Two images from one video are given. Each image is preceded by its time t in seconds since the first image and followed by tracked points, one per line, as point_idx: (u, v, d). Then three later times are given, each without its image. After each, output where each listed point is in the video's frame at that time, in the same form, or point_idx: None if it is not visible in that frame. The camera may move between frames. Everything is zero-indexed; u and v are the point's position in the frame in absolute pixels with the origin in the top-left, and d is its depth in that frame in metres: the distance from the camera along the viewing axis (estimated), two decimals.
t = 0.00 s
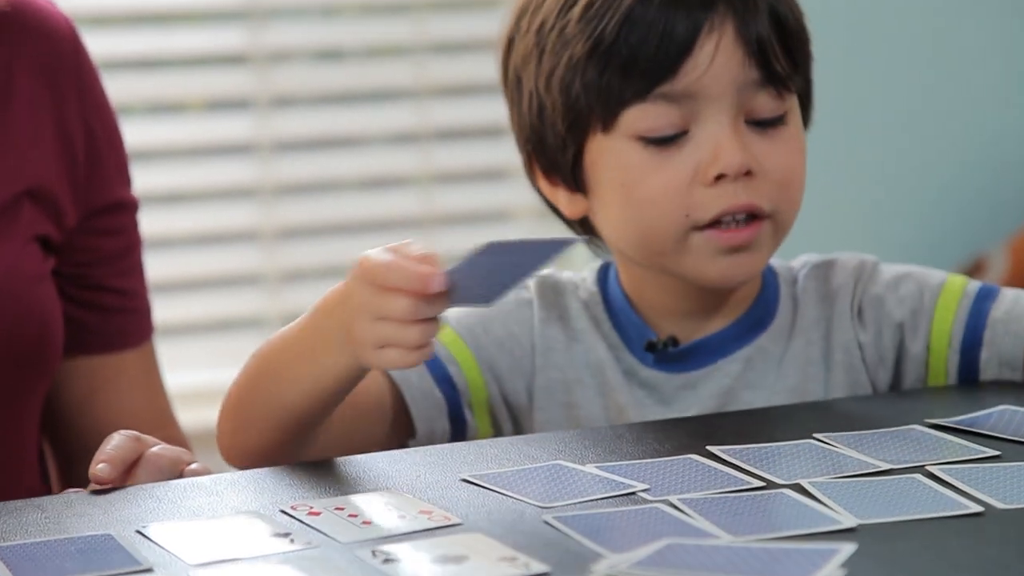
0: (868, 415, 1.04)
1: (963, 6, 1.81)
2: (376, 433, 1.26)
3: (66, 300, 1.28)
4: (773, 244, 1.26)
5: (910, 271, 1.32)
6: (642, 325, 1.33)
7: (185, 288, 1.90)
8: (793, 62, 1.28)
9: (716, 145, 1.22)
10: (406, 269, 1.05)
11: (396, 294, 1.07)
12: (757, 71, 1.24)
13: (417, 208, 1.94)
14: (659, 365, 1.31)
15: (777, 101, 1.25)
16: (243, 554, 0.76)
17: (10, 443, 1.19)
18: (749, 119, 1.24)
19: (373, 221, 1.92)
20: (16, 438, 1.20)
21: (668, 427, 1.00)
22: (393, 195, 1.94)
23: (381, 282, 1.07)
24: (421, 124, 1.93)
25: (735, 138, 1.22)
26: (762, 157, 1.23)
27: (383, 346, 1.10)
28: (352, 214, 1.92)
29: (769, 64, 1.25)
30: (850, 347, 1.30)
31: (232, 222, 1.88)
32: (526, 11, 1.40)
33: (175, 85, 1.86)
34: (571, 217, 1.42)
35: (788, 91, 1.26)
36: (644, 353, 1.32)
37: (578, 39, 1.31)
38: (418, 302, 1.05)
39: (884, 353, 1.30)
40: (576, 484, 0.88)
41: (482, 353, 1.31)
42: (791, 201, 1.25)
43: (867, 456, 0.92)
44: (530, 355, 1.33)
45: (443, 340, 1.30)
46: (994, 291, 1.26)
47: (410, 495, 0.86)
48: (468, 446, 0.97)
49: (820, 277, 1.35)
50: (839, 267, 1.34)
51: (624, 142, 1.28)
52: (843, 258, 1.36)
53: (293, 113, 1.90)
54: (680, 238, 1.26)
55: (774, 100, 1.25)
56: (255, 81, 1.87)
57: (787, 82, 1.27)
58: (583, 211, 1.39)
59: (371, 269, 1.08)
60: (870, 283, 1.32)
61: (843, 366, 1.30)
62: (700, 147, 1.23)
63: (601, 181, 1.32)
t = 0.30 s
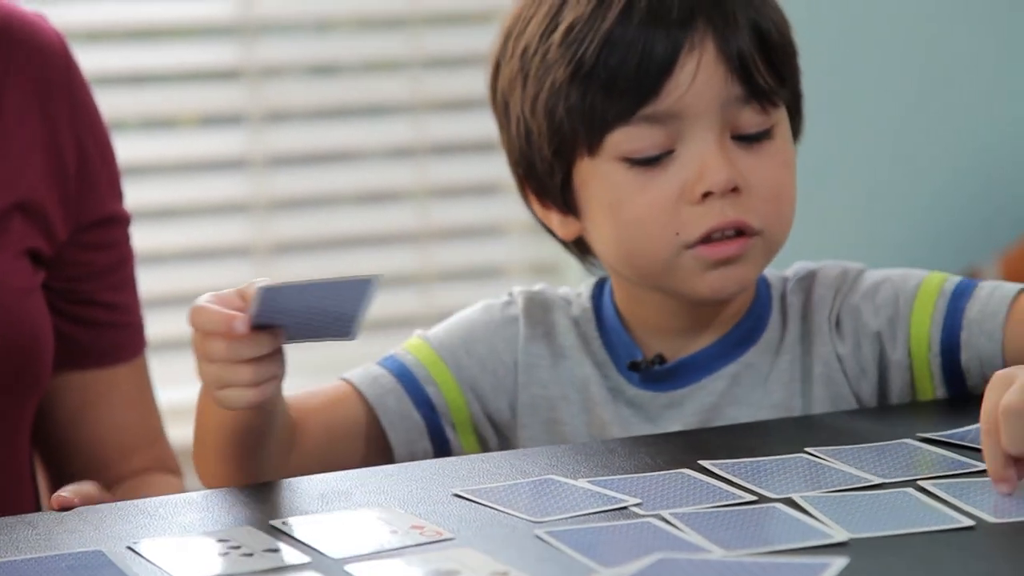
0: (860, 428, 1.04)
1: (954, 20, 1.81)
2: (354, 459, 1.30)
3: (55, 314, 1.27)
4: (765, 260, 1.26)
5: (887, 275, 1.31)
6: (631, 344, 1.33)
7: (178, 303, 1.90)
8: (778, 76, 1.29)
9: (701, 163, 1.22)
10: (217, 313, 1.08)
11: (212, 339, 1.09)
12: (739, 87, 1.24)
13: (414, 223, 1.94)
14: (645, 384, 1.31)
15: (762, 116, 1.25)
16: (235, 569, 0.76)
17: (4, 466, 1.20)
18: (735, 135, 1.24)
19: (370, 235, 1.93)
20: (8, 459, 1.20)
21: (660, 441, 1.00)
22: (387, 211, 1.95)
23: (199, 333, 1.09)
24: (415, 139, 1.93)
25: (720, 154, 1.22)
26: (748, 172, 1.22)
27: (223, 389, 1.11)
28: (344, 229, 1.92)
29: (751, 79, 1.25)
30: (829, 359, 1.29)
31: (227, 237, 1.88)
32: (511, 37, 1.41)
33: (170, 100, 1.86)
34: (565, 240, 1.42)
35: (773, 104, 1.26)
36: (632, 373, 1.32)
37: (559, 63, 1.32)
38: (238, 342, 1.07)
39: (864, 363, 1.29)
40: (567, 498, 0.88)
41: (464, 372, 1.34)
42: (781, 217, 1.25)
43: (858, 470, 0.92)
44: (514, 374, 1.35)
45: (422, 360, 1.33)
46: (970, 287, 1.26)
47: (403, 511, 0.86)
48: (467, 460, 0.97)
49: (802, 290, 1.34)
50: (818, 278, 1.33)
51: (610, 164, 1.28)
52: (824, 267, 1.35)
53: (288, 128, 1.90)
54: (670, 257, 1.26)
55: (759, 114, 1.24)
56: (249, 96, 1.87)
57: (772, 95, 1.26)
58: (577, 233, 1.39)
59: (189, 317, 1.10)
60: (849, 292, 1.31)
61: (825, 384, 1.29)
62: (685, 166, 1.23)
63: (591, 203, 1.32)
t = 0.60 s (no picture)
0: (840, 439, 1.04)
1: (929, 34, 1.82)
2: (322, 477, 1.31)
3: (32, 330, 1.27)
4: (724, 274, 1.25)
5: (857, 282, 1.31)
6: (603, 356, 1.34)
7: (155, 314, 1.89)
8: (733, 90, 1.28)
9: (654, 179, 1.21)
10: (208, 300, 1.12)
11: (207, 326, 1.13)
12: (693, 102, 1.24)
13: (388, 233, 1.94)
14: (617, 397, 1.32)
15: (718, 130, 1.24)
16: None
17: None
18: (690, 150, 1.23)
19: (346, 246, 1.92)
20: None
21: (641, 451, 1.00)
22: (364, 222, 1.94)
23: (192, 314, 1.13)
24: (392, 150, 1.93)
25: (673, 169, 1.21)
26: (703, 187, 1.22)
27: (218, 380, 1.14)
28: (322, 241, 1.92)
29: (705, 94, 1.24)
30: (797, 367, 1.29)
31: (204, 248, 1.88)
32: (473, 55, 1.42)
33: (146, 111, 1.85)
34: (537, 250, 1.42)
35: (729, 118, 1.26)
36: (604, 385, 1.33)
37: (515, 78, 1.33)
38: (228, 331, 1.11)
39: (834, 369, 1.29)
40: (547, 508, 0.88)
41: (433, 389, 1.35)
42: (739, 230, 1.24)
43: (838, 479, 0.93)
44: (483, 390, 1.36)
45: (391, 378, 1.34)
46: (937, 291, 1.26)
47: (384, 521, 0.86)
48: (441, 470, 0.97)
49: (774, 298, 1.35)
50: (790, 287, 1.34)
51: (567, 179, 1.28)
52: (796, 277, 1.35)
53: (265, 139, 1.90)
54: (629, 272, 1.25)
55: (715, 129, 1.24)
56: (226, 107, 1.87)
57: (728, 109, 1.26)
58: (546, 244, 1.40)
59: (180, 309, 1.14)
60: (818, 299, 1.32)
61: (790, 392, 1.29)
62: (639, 182, 1.22)
63: (552, 217, 1.33)
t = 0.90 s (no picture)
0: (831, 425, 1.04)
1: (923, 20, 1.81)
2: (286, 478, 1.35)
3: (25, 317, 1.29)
4: (697, 260, 1.25)
5: (831, 268, 1.30)
6: (582, 346, 1.35)
7: (149, 302, 1.90)
8: (702, 75, 1.28)
9: (621, 165, 1.22)
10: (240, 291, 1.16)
11: (239, 317, 1.17)
12: (660, 88, 1.24)
13: (381, 220, 1.94)
14: (595, 385, 1.32)
15: (685, 116, 1.24)
16: (205, 567, 0.76)
17: None
18: (657, 136, 1.23)
19: (338, 234, 1.93)
20: None
21: (631, 438, 1.00)
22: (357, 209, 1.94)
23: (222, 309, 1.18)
24: (385, 137, 1.93)
25: (639, 155, 1.21)
26: (670, 172, 1.22)
27: (255, 365, 1.20)
28: (314, 227, 1.92)
29: (671, 80, 1.24)
30: (770, 353, 1.29)
31: (196, 236, 1.89)
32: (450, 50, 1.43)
33: (138, 99, 1.86)
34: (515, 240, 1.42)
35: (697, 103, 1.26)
36: (582, 374, 1.34)
37: (484, 68, 1.33)
38: (259, 319, 1.16)
39: (806, 357, 1.28)
40: (540, 494, 0.88)
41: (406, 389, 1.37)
42: (708, 215, 1.24)
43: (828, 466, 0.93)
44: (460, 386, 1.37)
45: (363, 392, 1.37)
46: (902, 279, 1.23)
47: (374, 507, 0.86)
48: (427, 456, 0.97)
49: (754, 284, 1.34)
50: (767, 274, 1.34)
51: (537, 168, 1.29)
52: (774, 263, 1.35)
53: (256, 127, 1.90)
54: (600, 260, 1.26)
55: (682, 114, 1.24)
56: (217, 94, 1.87)
57: (695, 95, 1.26)
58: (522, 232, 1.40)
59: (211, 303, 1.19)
60: (793, 286, 1.31)
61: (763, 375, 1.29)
62: (607, 169, 1.23)
63: (524, 204, 1.33)
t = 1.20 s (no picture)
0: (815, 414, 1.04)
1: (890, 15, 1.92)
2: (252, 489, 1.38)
3: (10, 307, 1.29)
4: (659, 252, 1.26)
5: (804, 261, 1.31)
6: (553, 340, 1.35)
7: (134, 293, 1.90)
8: (656, 64, 1.28)
9: (575, 158, 1.23)
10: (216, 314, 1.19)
11: (217, 338, 1.19)
12: (611, 79, 1.24)
13: (364, 211, 1.94)
14: (565, 379, 1.33)
15: (639, 106, 1.25)
16: (189, 558, 0.76)
17: None
18: (612, 127, 1.24)
19: (321, 223, 1.93)
20: None
21: (616, 428, 1.01)
22: (342, 199, 1.94)
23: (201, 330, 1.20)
24: (369, 127, 1.93)
25: (592, 147, 1.22)
26: (623, 163, 1.23)
27: (237, 385, 1.22)
28: (299, 217, 1.92)
29: (623, 70, 1.25)
30: (739, 345, 1.30)
31: (178, 227, 1.88)
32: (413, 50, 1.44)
33: (121, 90, 1.86)
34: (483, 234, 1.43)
35: (650, 93, 1.26)
36: (553, 369, 1.34)
37: (440, 64, 1.34)
38: (238, 341, 1.18)
39: (774, 350, 1.29)
40: (524, 484, 0.88)
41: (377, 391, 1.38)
42: (666, 205, 1.25)
43: (812, 456, 0.93)
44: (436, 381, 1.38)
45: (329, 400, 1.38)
46: (874, 276, 1.25)
47: (357, 497, 0.87)
48: (408, 447, 0.97)
49: (725, 274, 1.36)
50: (739, 264, 1.35)
51: (494, 161, 1.30)
52: (746, 253, 1.36)
53: (239, 117, 1.90)
54: (559, 252, 1.27)
55: (635, 104, 1.25)
56: (200, 84, 1.87)
57: (648, 85, 1.26)
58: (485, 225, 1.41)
59: (191, 323, 1.21)
60: (765, 278, 1.32)
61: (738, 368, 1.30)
62: (561, 162, 1.24)
63: (484, 198, 1.34)
